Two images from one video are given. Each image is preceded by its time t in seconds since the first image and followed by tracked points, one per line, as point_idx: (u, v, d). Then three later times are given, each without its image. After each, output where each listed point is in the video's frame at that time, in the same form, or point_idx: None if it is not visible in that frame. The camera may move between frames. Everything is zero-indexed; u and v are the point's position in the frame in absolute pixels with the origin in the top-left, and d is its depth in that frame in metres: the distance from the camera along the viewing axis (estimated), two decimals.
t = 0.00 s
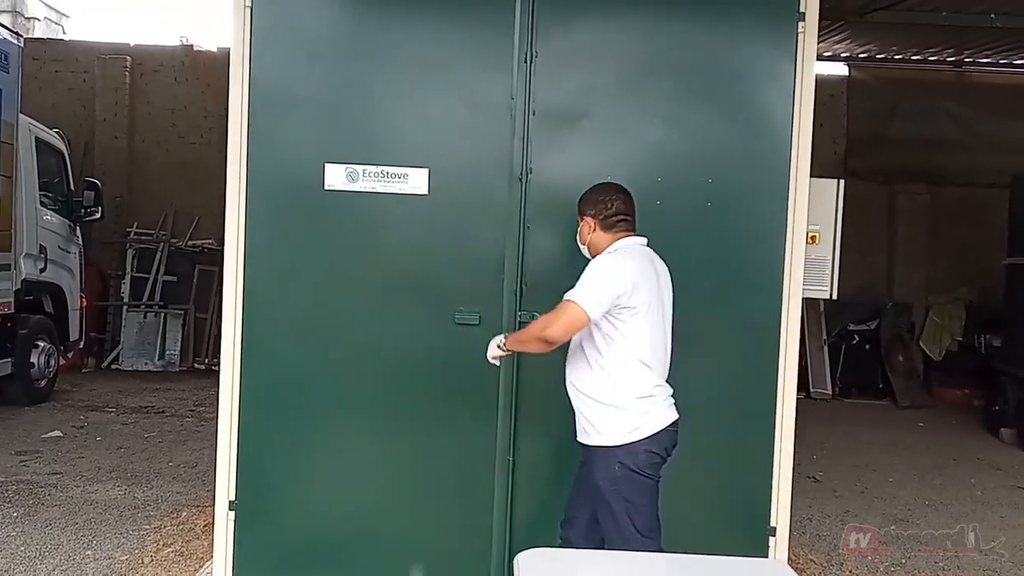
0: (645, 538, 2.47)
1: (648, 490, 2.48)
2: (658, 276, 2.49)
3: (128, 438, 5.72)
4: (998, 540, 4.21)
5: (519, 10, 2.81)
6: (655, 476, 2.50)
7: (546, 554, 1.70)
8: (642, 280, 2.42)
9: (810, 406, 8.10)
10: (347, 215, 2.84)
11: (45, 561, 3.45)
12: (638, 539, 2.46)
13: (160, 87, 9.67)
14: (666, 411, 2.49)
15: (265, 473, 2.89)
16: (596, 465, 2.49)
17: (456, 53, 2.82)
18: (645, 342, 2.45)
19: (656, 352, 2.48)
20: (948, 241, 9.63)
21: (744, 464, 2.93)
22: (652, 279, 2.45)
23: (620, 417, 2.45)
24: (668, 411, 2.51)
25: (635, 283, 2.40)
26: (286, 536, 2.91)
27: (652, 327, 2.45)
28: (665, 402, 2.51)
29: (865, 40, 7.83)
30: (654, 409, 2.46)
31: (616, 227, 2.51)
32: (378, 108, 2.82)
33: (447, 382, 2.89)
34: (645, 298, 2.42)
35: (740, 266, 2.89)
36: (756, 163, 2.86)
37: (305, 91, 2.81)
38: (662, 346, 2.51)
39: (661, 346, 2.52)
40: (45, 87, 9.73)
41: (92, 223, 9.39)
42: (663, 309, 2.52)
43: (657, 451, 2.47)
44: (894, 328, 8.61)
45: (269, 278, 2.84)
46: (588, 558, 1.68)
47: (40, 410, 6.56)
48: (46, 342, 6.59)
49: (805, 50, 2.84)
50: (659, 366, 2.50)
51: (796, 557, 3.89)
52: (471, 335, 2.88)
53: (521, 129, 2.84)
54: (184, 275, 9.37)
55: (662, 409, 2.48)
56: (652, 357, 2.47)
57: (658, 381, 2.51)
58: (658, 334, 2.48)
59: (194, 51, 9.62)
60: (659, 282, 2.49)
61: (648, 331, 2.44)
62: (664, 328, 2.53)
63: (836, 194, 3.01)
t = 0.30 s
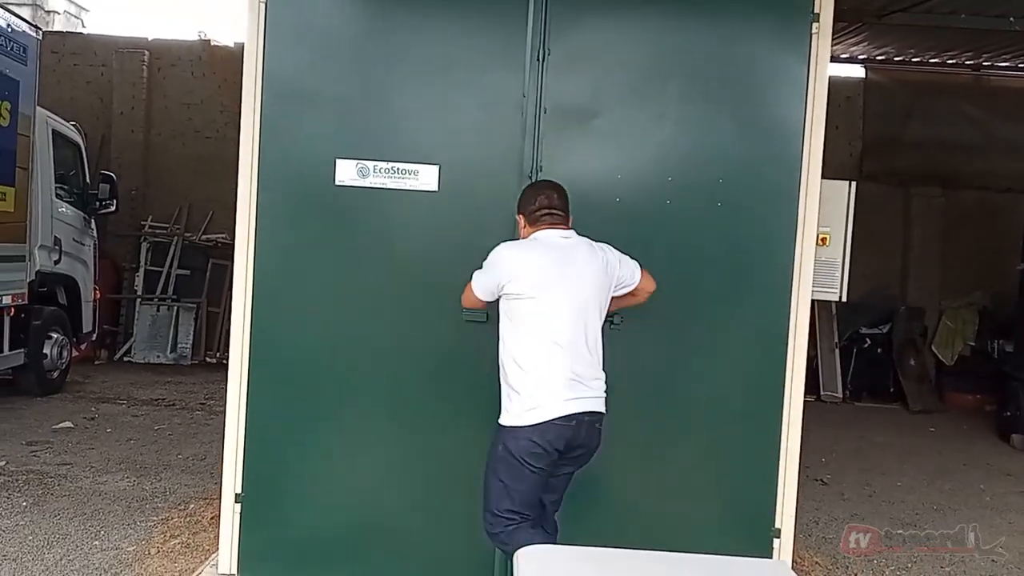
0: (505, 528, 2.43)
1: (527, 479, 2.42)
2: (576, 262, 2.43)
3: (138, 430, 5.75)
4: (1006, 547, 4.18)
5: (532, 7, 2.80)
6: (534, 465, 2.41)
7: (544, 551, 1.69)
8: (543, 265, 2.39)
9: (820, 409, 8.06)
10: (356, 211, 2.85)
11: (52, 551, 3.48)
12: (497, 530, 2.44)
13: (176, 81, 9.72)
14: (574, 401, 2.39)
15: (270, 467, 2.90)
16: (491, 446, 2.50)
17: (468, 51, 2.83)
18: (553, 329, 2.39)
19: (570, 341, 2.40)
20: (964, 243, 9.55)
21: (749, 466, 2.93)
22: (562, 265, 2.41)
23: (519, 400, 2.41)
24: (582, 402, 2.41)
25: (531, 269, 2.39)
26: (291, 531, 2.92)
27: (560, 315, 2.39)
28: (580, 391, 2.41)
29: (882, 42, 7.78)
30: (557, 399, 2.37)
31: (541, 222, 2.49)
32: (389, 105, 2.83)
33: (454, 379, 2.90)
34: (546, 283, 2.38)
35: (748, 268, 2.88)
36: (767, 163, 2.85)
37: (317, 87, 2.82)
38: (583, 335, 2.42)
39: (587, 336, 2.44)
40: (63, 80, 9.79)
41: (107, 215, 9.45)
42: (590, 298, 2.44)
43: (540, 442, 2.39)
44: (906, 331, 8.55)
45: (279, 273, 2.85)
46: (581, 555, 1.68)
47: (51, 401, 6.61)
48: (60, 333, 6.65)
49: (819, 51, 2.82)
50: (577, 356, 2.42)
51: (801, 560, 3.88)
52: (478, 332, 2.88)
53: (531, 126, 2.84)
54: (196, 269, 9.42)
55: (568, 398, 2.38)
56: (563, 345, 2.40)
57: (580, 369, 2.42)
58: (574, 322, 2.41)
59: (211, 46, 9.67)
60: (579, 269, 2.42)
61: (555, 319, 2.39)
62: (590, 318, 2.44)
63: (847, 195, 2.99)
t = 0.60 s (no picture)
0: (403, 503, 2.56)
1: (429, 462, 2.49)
2: (473, 255, 2.46)
3: (134, 438, 5.73)
4: (1002, 541, 4.20)
5: (522, 10, 2.81)
6: (429, 449, 2.48)
7: (543, 553, 1.69)
8: (439, 259, 2.48)
9: (816, 407, 8.08)
10: (350, 214, 2.84)
11: (49, 561, 3.46)
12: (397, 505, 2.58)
13: (167, 88, 9.70)
14: (468, 391, 2.43)
15: (267, 473, 2.90)
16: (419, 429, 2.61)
17: (459, 53, 2.83)
18: (451, 321, 2.46)
19: (469, 332, 2.45)
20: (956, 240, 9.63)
21: (745, 465, 2.93)
22: (460, 257, 2.46)
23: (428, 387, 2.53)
24: (479, 392, 2.43)
25: (428, 264, 2.49)
26: (288, 537, 2.92)
27: (457, 306, 2.45)
28: (477, 381, 2.44)
29: (872, 41, 7.81)
30: (451, 390, 2.45)
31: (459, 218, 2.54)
32: (380, 109, 2.83)
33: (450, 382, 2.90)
34: (442, 276, 2.46)
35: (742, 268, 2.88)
36: (760, 162, 2.86)
37: (308, 91, 2.82)
38: (484, 326, 2.45)
39: (491, 326, 2.45)
40: (54, 88, 9.77)
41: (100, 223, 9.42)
42: (492, 288, 2.44)
43: (436, 426, 2.46)
44: (900, 329, 8.60)
45: (272, 279, 2.85)
46: (574, 555, 1.68)
47: (46, 411, 6.58)
48: (53, 342, 6.60)
49: (810, 50, 2.83)
50: (474, 349, 2.45)
51: (800, 558, 3.88)
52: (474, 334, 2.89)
53: (524, 128, 2.84)
54: (190, 276, 9.39)
55: (462, 388, 2.44)
56: (461, 336, 2.45)
57: (483, 359, 2.45)
58: (473, 313, 2.44)
59: (202, 53, 9.66)
60: (479, 260, 2.45)
61: (453, 311, 2.46)
62: (492, 312, 2.45)
63: (840, 194, 2.99)
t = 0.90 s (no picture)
0: (360, 505, 2.64)
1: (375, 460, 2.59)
2: (391, 255, 2.56)
3: (143, 439, 5.73)
4: (1015, 528, 4.19)
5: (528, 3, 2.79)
6: (370, 446, 2.57)
7: (563, 549, 1.68)
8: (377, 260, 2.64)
9: (823, 397, 8.07)
10: (358, 212, 2.83)
11: (62, 563, 3.46)
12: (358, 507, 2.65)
13: (167, 87, 9.68)
14: (364, 381, 2.53)
15: (282, 473, 2.89)
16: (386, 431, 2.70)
17: (464, 47, 2.81)
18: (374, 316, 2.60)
19: (378, 328, 2.56)
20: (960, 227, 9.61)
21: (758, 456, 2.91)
22: (385, 257, 2.59)
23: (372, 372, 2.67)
24: (372, 384, 2.51)
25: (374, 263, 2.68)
26: (302, 536, 2.91)
27: (382, 299, 2.56)
28: (372, 374, 2.52)
29: (874, 28, 7.78)
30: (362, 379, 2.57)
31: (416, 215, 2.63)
32: (386, 105, 2.81)
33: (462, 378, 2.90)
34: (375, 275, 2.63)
35: (753, 258, 2.87)
36: (769, 153, 2.84)
37: (314, 88, 2.80)
38: (386, 323, 2.53)
39: (392, 324, 2.51)
40: (54, 90, 9.75)
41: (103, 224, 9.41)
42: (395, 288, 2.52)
43: (361, 414, 2.54)
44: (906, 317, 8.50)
45: (282, 278, 2.84)
46: (591, 550, 1.67)
47: (53, 413, 6.59)
48: (59, 344, 6.62)
49: (818, 38, 2.81)
50: (382, 342, 2.53)
51: (812, 548, 3.88)
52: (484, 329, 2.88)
53: (531, 122, 2.82)
54: (194, 276, 9.38)
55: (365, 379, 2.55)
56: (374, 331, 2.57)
57: (381, 355, 2.52)
58: (382, 310, 2.55)
59: (202, 52, 9.64)
60: (398, 256, 2.53)
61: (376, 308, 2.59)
62: (402, 310, 2.50)
63: (850, 182, 2.97)
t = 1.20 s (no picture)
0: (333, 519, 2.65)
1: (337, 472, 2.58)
2: (353, 257, 2.53)
3: (128, 450, 5.67)
4: (1005, 537, 4.20)
5: (522, 11, 2.78)
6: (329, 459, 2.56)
7: (564, 563, 1.65)
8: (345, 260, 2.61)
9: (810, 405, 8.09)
10: (350, 221, 2.80)
11: None
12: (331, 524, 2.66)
13: (153, 95, 9.62)
14: (317, 380, 2.54)
15: (271, 486, 2.84)
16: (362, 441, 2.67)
17: (458, 56, 2.79)
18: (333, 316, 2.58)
19: (335, 329, 2.54)
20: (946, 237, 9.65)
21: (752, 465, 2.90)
22: (349, 259, 2.55)
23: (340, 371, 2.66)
24: (321, 384, 2.51)
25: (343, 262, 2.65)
26: (292, 551, 2.86)
27: (341, 305, 2.53)
28: (324, 375, 2.52)
29: (859, 38, 7.83)
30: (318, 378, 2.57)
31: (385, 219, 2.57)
32: (377, 113, 2.79)
33: (455, 389, 2.87)
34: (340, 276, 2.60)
35: (746, 270, 2.86)
36: (763, 162, 2.84)
37: (306, 97, 2.77)
38: (340, 326, 2.50)
39: (345, 327, 2.49)
40: (38, 97, 9.66)
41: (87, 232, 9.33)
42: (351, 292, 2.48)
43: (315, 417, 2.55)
44: (892, 326, 8.60)
45: (273, 290, 2.80)
46: (589, 564, 1.65)
47: (36, 423, 6.51)
48: (43, 354, 6.54)
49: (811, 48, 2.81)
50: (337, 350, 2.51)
51: (805, 557, 3.87)
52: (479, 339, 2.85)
53: (525, 130, 2.81)
54: (178, 284, 9.31)
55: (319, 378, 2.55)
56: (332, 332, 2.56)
57: (333, 357, 2.52)
58: (339, 311, 2.53)
59: (188, 59, 9.58)
60: (357, 264, 2.49)
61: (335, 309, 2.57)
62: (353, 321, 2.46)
63: (843, 192, 2.96)
